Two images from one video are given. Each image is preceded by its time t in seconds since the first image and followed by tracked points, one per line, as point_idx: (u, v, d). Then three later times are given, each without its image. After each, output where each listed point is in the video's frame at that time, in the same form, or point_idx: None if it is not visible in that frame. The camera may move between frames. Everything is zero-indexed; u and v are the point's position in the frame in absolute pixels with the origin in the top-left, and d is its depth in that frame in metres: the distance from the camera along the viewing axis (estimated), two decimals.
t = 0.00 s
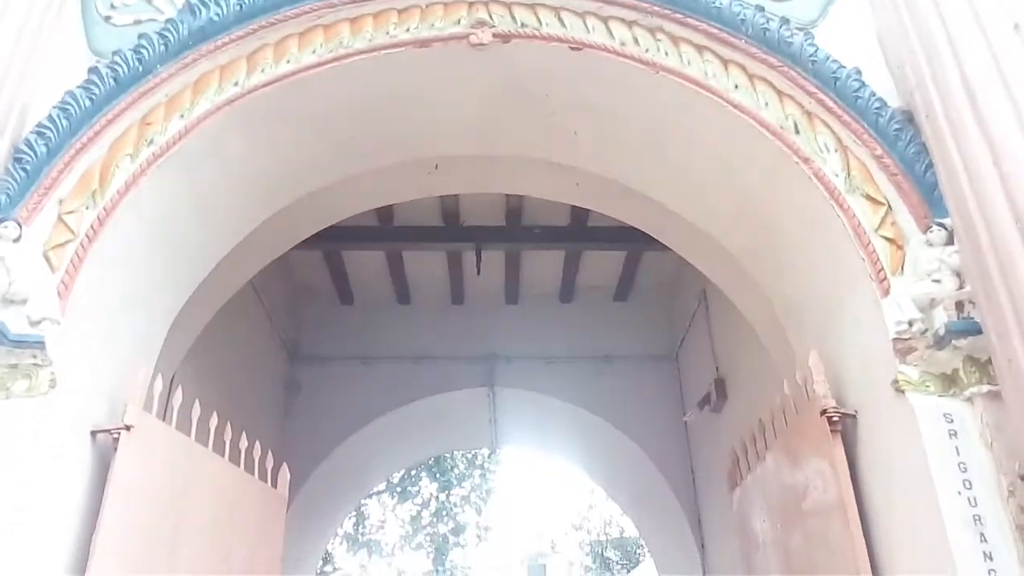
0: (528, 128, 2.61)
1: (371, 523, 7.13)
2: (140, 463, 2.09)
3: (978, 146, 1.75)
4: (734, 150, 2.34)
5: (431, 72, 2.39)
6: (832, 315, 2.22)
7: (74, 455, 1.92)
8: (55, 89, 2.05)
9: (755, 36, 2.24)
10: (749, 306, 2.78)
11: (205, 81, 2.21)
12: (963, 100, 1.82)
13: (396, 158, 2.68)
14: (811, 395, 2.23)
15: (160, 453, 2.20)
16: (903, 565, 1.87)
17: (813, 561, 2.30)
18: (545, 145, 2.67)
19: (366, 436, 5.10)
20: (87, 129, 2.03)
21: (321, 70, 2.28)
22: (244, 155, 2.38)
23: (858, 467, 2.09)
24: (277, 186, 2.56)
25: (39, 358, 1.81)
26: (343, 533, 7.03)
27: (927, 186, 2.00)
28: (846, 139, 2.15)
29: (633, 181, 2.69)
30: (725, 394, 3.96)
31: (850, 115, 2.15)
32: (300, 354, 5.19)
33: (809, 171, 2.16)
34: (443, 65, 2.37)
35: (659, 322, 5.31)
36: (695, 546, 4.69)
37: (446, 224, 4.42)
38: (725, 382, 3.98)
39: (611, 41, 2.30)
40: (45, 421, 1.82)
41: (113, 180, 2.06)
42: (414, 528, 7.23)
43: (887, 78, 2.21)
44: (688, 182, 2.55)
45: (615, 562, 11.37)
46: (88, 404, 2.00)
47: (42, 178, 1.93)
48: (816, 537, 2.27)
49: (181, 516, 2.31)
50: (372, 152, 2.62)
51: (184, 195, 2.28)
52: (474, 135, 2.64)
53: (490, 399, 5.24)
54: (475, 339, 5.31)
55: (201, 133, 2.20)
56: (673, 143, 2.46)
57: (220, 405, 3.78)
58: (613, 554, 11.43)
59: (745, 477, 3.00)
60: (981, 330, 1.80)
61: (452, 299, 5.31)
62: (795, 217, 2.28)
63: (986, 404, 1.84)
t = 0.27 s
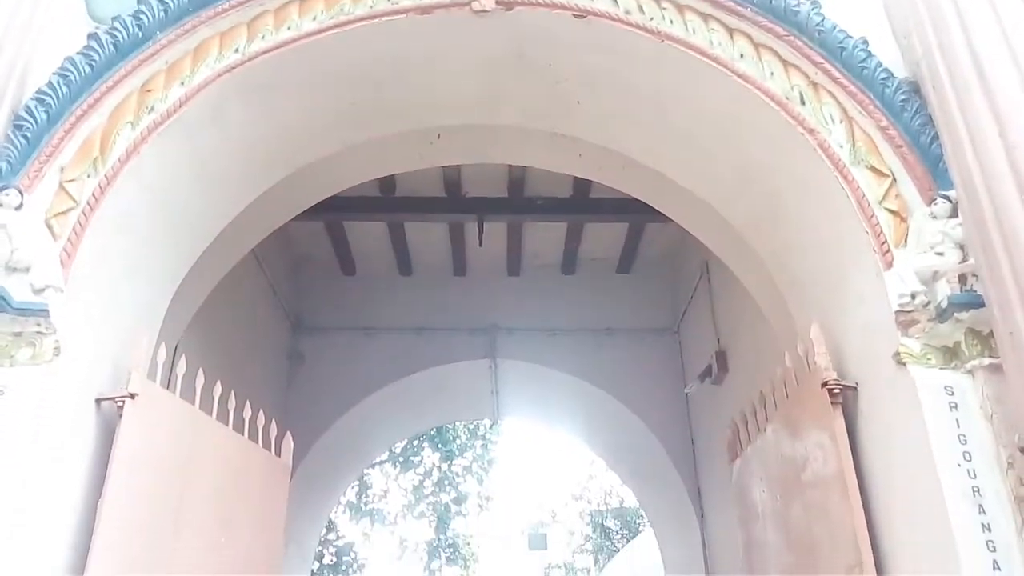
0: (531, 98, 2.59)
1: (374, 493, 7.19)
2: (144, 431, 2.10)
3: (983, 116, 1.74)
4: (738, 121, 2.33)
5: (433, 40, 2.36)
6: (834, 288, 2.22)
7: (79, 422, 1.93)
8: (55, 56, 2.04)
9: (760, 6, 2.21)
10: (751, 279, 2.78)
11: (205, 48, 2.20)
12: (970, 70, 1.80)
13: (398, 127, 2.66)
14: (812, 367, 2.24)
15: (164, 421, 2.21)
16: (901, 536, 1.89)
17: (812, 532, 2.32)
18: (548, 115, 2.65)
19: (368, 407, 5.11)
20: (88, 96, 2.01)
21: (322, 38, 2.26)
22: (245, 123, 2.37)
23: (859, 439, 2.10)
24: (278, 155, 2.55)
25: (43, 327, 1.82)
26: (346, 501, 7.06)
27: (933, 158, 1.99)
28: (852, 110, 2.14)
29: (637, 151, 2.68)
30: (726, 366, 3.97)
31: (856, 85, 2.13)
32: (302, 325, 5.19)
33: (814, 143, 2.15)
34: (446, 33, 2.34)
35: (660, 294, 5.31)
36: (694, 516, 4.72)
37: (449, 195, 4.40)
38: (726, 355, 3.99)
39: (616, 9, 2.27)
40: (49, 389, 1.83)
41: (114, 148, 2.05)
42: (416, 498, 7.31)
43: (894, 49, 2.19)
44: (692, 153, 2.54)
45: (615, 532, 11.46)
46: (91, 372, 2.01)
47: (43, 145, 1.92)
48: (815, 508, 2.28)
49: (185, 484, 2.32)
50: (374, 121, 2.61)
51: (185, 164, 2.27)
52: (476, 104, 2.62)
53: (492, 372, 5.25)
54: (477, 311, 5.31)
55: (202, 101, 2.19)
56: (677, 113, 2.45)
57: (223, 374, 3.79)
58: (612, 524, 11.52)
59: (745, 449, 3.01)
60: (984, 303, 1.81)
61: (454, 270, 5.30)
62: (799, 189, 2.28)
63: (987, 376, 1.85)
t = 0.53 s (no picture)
0: (528, 69, 2.57)
1: (370, 463, 7.23)
2: (140, 399, 2.11)
3: (983, 91, 1.73)
4: (738, 94, 2.32)
5: (430, 10, 2.33)
6: (831, 263, 2.23)
7: (75, 390, 1.94)
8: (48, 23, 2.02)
9: None
10: (748, 253, 2.78)
11: (201, 15, 2.18)
12: (971, 44, 1.79)
13: (393, 96, 2.64)
14: (807, 341, 2.25)
15: (160, 389, 2.22)
16: (891, 507, 1.91)
17: (803, 504, 2.34)
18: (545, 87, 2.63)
19: (364, 378, 5.12)
20: (82, 63, 1.99)
21: (317, 6, 2.23)
22: (240, 91, 2.35)
23: (852, 413, 2.11)
24: (273, 125, 2.53)
25: (38, 295, 1.82)
26: (341, 471, 7.10)
27: (931, 132, 1.97)
28: (852, 85, 2.12)
29: (635, 124, 2.67)
30: (720, 340, 3.98)
31: (857, 60, 2.11)
32: (298, 297, 5.19)
33: (813, 117, 2.14)
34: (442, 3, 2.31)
35: (656, 268, 5.31)
36: (686, 487, 4.74)
37: (446, 168, 4.38)
38: (721, 329, 4.00)
39: None
40: (44, 357, 1.83)
41: (109, 115, 2.04)
42: (411, 468, 7.40)
43: (895, 23, 2.17)
44: (690, 127, 2.53)
45: (607, 502, 11.54)
46: (87, 341, 2.00)
47: (37, 112, 1.90)
48: (807, 480, 2.30)
49: (181, 451, 2.33)
50: (370, 90, 2.59)
51: (181, 134, 2.26)
52: (473, 75, 2.60)
53: (487, 344, 5.27)
54: (473, 283, 5.30)
55: (197, 69, 2.17)
56: (676, 86, 2.43)
57: (218, 343, 3.79)
58: (604, 494, 11.58)
59: (739, 422, 3.03)
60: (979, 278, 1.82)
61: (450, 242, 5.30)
62: (797, 164, 2.27)
63: (980, 351, 1.86)
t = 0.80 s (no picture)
0: (526, 24, 2.53)
1: (366, 420, 7.30)
2: (137, 353, 2.11)
3: (987, 45, 1.67)
4: (740, 51, 2.29)
5: None
6: (829, 223, 2.22)
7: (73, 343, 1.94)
8: None
9: None
10: (746, 213, 2.77)
11: None
12: None
13: (390, 50, 2.61)
14: (803, 301, 2.24)
15: (157, 343, 2.22)
16: (883, 466, 1.92)
17: (796, 463, 2.35)
18: (543, 42, 2.60)
19: (362, 336, 5.14)
20: (73, 13, 1.97)
21: None
22: (234, 44, 2.31)
23: (846, 372, 2.12)
24: (268, 78, 2.50)
25: (32, 247, 1.83)
26: (338, 428, 7.20)
27: (935, 91, 1.97)
28: (855, 42, 2.10)
29: (635, 81, 2.64)
30: (717, 300, 3.99)
31: (861, 17, 2.09)
32: (295, 254, 5.17)
33: (815, 74, 2.12)
34: None
35: (653, 228, 5.31)
36: (679, 446, 4.77)
37: (444, 125, 4.34)
38: (718, 290, 4.00)
39: None
40: (43, 308, 1.84)
41: (102, 66, 2.01)
42: (408, 425, 7.44)
43: None
44: (691, 84, 2.51)
45: (601, 461, 11.76)
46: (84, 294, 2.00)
47: (29, 63, 1.90)
48: (800, 439, 2.32)
49: (179, 406, 2.34)
50: (365, 43, 2.55)
51: (176, 86, 2.24)
52: (470, 29, 2.56)
53: (483, 303, 5.29)
54: (470, 242, 5.29)
55: (192, 19, 2.14)
56: (677, 42, 2.40)
57: (214, 299, 3.78)
58: (598, 452, 11.80)
59: (732, 382, 3.05)
60: (977, 239, 1.82)
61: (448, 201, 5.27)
62: (798, 123, 2.25)
63: (976, 312, 1.87)
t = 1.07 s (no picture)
0: None
1: (371, 389, 7.35)
2: (141, 319, 2.12)
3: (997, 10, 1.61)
4: (747, 17, 2.26)
5: None
6: (834, 192, 2.21)
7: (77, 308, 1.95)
8: None
9: None
10: (751, 183, 2.75)
11: None
12: None
13: (391, 15, 2.58)
14: (807, 271, 2.24)
15: (162, 310, 2.23)
16: (885, 435, 1.93)
17: (797, 433, 2.36)
18: (547, 7, 2.57)
19: (367, 305, 5.15)
20: None
21: None
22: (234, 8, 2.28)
23: (849, 342, 2.12)
24: (269, 43, 2.48)
25: (35, 212, 1.83)
26: (343, 396, 7.24)
27: (944, 59, 1.95)
28: (864, 8, 2.07)
29: (641, 47, 2.62)
30: (721, 271, 3.98)
31: None
32: (299, 222, 5.16)
33: (823, 42, 2.10)
34: None
35: (657, 199, 5.28)
36: (681, 416, 4.79)
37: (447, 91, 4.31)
38: (722, 261, 4.00)
39: None
40: (47, 272, 1.84)
41: (102, 30, 1.99)
42: (412, 394, 7.47)
43: None
44: (698, 51, 2.48)
45: (604, 431, 11.83)
46: (87, 258, 2.00)
47: (29, 26, 1.89)
48: (801, 409, 2.33)
49: (183, 373, 2.35)
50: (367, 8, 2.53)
51: (177, 51, 2.22)
52: None
53: (487, 273, 5.29)
54: (474, 211, 5.27)
55: None
56: (684, 8, 2.37)
57: (218, 267, 3.78)
58: (602, 423, 11.87)
59: (735, 352, 3.06)
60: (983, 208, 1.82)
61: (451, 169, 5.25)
62: (805, 91, 2.23)
63: (980, 283, 1.87)
